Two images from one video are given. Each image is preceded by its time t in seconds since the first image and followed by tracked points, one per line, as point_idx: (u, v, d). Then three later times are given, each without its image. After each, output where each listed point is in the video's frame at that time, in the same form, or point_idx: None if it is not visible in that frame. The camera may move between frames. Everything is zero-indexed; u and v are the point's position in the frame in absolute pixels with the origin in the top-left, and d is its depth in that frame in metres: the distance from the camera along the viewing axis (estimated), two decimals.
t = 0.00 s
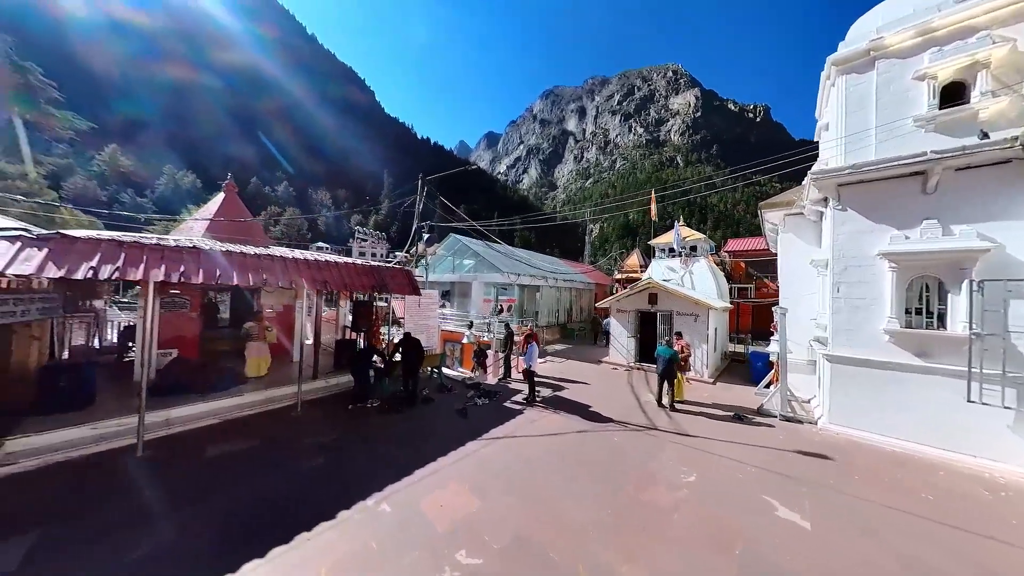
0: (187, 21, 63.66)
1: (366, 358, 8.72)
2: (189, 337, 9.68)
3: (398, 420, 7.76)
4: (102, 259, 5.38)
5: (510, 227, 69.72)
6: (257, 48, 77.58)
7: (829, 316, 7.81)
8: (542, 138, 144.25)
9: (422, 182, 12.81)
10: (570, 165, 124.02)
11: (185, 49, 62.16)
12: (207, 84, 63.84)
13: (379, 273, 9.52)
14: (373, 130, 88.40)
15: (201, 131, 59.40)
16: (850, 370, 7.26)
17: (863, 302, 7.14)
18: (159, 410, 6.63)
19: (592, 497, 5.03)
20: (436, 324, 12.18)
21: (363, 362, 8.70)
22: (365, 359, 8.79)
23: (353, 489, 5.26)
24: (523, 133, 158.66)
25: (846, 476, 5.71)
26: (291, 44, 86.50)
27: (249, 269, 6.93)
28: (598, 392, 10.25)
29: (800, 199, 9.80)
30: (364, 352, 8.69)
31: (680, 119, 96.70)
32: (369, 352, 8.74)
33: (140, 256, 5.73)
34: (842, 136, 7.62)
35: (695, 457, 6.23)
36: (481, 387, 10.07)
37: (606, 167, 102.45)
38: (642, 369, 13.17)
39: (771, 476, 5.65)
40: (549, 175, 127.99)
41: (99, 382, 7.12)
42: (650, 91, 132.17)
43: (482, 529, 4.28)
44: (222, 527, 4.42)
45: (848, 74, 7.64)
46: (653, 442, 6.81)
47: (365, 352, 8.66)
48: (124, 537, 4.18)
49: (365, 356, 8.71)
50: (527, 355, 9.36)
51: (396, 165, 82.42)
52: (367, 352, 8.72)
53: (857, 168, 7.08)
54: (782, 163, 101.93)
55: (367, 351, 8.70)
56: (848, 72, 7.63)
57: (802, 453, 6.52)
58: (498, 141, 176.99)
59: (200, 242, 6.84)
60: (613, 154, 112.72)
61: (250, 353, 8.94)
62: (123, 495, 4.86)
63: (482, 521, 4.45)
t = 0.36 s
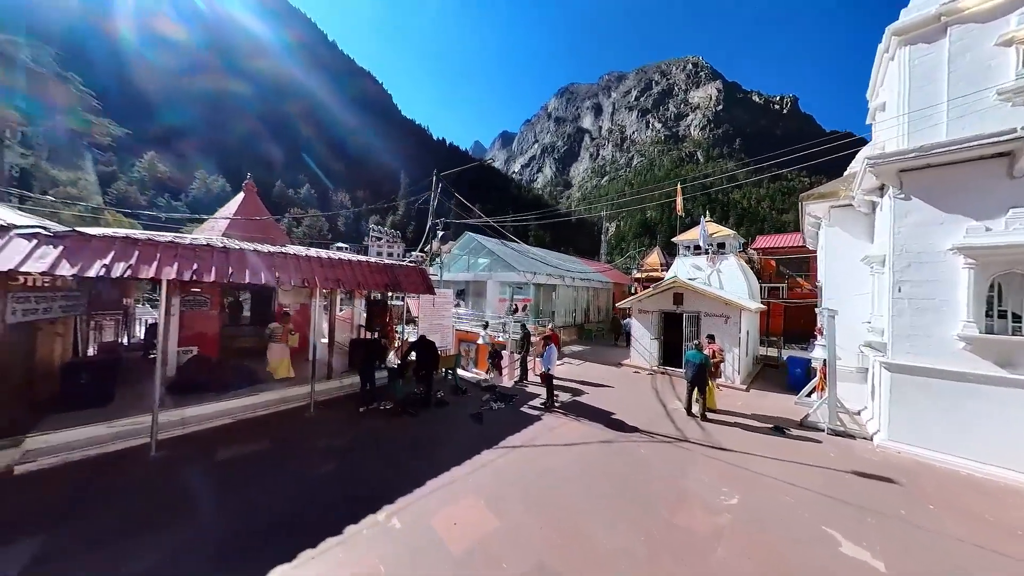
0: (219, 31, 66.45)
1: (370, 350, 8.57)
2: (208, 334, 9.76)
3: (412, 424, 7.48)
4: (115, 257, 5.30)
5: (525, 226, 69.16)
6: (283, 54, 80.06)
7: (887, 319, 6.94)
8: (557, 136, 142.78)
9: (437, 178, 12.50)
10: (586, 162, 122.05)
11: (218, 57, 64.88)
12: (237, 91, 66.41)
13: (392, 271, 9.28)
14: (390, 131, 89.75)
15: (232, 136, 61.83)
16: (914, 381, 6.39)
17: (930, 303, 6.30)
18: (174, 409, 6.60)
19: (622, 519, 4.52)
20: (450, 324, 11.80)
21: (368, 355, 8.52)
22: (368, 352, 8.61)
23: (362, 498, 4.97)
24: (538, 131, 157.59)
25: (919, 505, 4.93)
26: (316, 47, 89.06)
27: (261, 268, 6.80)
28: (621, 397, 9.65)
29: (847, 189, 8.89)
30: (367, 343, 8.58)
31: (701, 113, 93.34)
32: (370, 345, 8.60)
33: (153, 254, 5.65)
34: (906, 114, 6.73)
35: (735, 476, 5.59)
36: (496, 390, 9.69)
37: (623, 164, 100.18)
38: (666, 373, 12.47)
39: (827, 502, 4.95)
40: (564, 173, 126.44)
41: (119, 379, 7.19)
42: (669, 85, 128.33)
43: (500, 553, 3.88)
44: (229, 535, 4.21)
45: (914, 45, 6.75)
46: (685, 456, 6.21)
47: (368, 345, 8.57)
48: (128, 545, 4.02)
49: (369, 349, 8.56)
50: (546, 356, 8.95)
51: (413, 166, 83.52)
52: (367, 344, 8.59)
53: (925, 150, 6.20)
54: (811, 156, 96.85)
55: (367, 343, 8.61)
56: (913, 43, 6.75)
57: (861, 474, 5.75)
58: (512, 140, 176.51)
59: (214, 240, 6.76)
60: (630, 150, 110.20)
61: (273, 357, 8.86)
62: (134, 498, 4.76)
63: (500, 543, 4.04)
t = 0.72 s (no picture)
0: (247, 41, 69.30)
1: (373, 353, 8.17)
2: (225, 334, 9.76)
3: (424, 430, 7.15)
4: (126, 257, 5.21)
5: (540, 225, 68.46)
6: (306, 60, 82.54)
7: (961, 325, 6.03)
8: (572, 134, 140.93)
9: (451, 174, 12.17)
10: (602, 160, 119.80)
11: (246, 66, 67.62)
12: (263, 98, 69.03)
13: (405, 270, 8.99)
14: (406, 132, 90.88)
15: (258, 141, 64.25)
16: (998, 398, 5.46)
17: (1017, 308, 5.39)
18: (187, 411, 6.51)
19: (656, 552, 3.97)
20: (464, 325, 11.43)
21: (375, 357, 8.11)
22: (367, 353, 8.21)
23: (369, 514, 4.63)
24: (552, 130, 156.12)
25: (1018, 550, 4.12)
26: (336, 52, 91.36)
27: (271, 267, 6.62)
28: (645, 406, 9.00)
29: (908, 178, 7.92)
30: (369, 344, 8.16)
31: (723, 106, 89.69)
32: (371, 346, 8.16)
33: (162, 253, 5.55)
34: (990, 86, 5.78)
35: (785, 504, 4.90)
36: (511, 396, 9.24)
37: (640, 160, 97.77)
38: (692, 379, 11.73)
39: (902, 541, 4.22)
40: (580, 171, 124.67)
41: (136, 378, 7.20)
42: (689, 79, 124.13)
43: None
44: (229, 552, 3.94)
45: (998, 7, 5.80)
46: (723, 477, 5.56)
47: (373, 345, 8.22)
48: (125, 559, 3.81)
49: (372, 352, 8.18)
50: (564, 358, 8.40)
51: (428, 167, 84.34)
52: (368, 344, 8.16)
53: (1015, 127, 5.27)
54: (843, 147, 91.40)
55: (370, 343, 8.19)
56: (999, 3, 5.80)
57: (937, 507, 4.93)
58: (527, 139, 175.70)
59: (225, 239, 6.65)
60: (648, 146, 107.33)
61: (293, 358, 8.17)
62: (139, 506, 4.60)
63: None
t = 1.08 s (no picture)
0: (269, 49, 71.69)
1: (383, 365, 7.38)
2: (238, 332, 9.74)
3: (432, 438, 6.78)
4: (128, 254, 5.06)
5: (555, 224, 67.52)
6: (325, 66, 84.63)
7: None
8: (588, 131, 138.65)
9: (463, 168, 11.76)
10: (619, 156, 117.09)
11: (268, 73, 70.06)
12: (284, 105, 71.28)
13: (414, 269, 8.66)
14: (421, 133, 91.82)
15: (279, 146, 66.39)
16: None
17: None
18: (195, 411, 6.43)
19: None
20: (477, 326, 11.00)
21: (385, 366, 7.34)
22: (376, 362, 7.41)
23: (369, 533, 4.23)
24: (567, 127, 154.16)
25: None
26: (353, 57, 93.48)
27: (276, 265, 6.39)
28: (670, 415, 8.33)
29: (986, 163, 6.95)
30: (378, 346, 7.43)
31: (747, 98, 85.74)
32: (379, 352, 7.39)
33: (166, 251, 5.39)
34: None
35: (846, 542, 4.19)
36: (525, 401, 8.75)
37: (659, 156, 94.91)
38: (720, 386, 10.88)
39: None
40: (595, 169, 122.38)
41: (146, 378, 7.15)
42: (710, 71, 119.48)
43: None
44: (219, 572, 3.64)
45: None
46: (768, 505, 4.87)
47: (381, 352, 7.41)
48: None
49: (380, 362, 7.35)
50: (583, 362, 7.79)
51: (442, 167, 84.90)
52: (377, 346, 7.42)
53: None
54: (880, 138, 85.56)
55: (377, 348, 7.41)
56: None
57: None
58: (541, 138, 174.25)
59: (231, 237, 6.49)
60: (666, 142, 104.08)
61: (310, 362, 8.01)
62: (135, 515, 4.40)
63: None
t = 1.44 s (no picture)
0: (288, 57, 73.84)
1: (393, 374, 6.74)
2: (250, 331, 9.72)
3: (439, 444, 6.44)
4: (127, 252, 4.91)
5: (568, 223, 66.56)
6: (342, 71, 86.51)
7: None
8: (603, 128, 136.19)
9: (474, 163, 11.37)
10: (634, 153, 114.48)
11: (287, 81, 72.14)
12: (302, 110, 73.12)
13: (422, 267, 8.36)
14: (435, 134, 92.47)
15: (298, 150, 68.20)
16: None
17: None
18: (201, 412, 6.29)
19: None
20: (488, 327, 10.61)
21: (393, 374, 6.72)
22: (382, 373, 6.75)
23: (366, 554, 3.88)
24: (581, 125, 151.91)
25: None
26: (369, 62, 95.21)
27: (279, 264, 6.19)
28: (696, 424, 7.65)
29: None
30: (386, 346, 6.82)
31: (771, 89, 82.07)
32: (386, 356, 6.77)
33: (166, 249, 5.24)
34: None
35: None
36: (538, 406, 8.29)
37: (676, 152, 92.17)
38: (749, 393, 10.07)
39: None
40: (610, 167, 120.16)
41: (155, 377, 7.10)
42: (730, 62, 115.14)
43: None
44: None
45: None
46: (816, 536, 4.24)
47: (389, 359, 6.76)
48: None
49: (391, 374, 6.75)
50: (600, 365, 7.25)
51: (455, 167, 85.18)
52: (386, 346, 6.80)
53: None
54: (918, 127, 80.02)
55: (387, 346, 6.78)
56: None
57: None
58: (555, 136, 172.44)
59: (234, 234, 6.34)
60: (684, 137, 100.83)
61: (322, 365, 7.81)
62: (132, 521, 4.24)
63: None
